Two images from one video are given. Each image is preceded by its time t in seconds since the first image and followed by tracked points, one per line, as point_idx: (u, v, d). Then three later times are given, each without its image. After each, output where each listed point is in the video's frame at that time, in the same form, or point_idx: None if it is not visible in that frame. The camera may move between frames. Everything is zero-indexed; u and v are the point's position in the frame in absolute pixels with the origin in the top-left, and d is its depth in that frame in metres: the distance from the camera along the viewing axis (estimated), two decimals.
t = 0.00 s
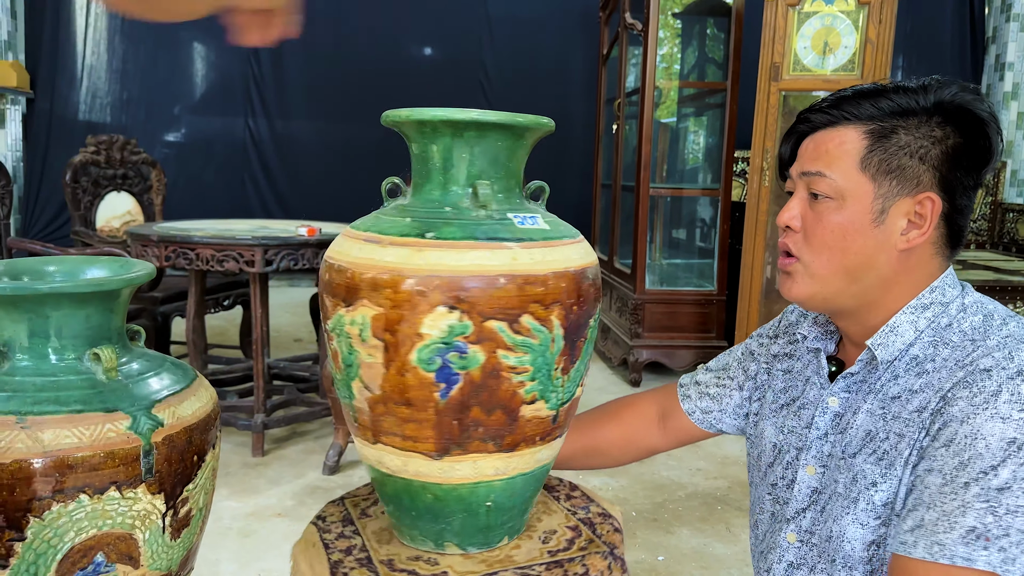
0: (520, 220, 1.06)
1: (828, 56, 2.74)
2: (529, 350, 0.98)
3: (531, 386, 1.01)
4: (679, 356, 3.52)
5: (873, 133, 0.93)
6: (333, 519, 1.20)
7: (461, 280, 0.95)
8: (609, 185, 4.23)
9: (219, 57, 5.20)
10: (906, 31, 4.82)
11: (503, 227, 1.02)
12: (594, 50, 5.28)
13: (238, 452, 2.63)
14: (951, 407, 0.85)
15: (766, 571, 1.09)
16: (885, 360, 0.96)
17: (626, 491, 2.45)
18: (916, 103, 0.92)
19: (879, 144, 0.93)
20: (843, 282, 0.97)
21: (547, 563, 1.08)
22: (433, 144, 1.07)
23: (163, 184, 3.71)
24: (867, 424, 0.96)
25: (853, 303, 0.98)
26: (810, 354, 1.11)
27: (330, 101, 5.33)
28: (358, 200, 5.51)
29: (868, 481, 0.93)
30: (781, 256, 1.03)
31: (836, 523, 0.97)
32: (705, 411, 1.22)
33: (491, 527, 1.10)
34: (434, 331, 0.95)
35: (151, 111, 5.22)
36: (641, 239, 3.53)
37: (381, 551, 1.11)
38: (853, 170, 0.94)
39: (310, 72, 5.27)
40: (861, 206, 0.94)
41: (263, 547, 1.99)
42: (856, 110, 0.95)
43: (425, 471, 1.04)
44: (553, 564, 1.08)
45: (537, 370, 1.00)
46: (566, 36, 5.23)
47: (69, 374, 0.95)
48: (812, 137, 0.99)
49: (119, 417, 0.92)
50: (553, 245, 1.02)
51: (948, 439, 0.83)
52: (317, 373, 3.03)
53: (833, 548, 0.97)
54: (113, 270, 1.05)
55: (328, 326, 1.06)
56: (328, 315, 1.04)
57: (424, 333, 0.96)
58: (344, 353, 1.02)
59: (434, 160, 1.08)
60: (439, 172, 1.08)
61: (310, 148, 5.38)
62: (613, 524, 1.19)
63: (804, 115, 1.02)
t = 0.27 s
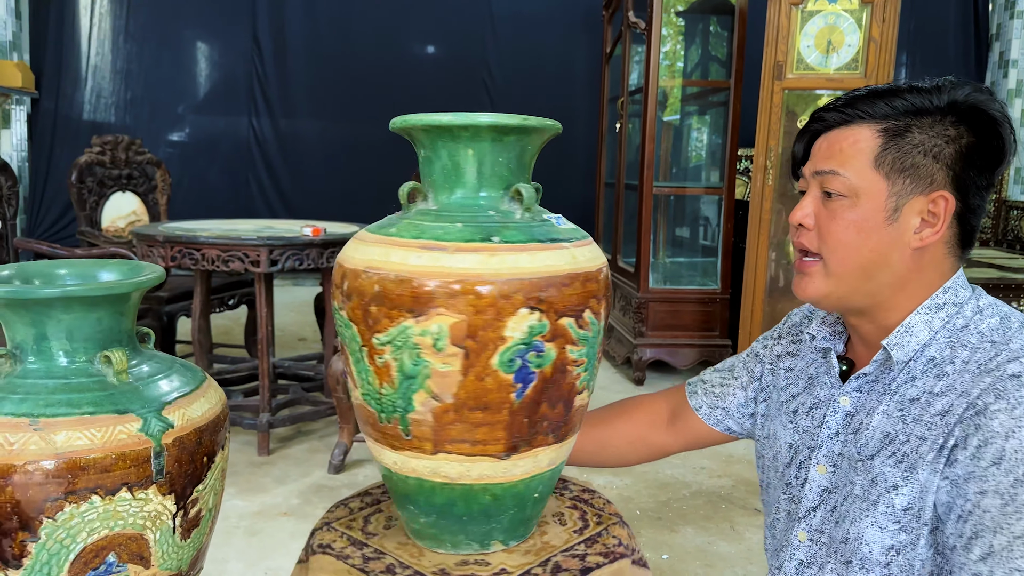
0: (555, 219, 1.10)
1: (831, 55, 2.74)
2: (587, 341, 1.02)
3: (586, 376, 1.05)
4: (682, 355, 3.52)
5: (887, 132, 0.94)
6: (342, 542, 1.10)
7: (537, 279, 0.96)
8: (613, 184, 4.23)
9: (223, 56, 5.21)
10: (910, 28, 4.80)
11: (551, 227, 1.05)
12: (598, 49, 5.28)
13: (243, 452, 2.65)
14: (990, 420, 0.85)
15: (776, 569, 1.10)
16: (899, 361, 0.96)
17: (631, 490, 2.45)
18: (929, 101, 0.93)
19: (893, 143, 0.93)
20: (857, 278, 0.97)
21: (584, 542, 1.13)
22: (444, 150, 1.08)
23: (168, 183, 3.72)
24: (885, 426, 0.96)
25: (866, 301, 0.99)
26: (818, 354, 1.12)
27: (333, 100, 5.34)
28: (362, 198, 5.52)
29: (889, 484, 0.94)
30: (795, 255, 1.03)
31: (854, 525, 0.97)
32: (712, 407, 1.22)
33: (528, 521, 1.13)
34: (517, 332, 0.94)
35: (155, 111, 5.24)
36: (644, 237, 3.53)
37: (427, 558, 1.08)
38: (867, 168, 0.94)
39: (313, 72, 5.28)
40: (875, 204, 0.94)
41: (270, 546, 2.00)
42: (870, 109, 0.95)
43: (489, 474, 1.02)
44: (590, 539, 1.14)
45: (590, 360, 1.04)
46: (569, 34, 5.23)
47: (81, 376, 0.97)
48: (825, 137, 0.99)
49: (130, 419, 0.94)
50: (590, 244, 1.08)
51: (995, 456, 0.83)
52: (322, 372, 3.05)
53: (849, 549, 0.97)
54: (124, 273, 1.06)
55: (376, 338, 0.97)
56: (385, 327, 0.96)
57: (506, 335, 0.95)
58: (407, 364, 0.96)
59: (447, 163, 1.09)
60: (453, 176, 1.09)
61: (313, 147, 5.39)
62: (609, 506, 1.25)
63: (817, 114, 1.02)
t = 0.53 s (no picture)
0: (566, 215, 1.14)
1: (834, 52, 2.74)
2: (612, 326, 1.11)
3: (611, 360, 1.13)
4: (685, 352, 3.53)
5: (896, 133, 0.93)
6: (372, 559, 1.07)
7: (588, 273, 1.03)
8: (616, 181, 4.23)
9: (226, 54, 5.23)
10: (913, 24, 4.80)
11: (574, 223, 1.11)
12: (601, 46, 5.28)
13: (249, 449, 2.66)
14: (1006, 427, 0.82)
15: (784, 563, 1.12)
16: (914, 362, 0.97)
17: (635, 487, 2.46)
18: (938, 100, 0.92)
19: (902, 143, 0.93)
20: (870, 279, 0.97)
21: (596, 517, 1.23)
22: (452, 150, 1.09)
23: (173, 182, 3.74)
24: (897, 426, 0.96)
25: (879, 301, 0.99)
26: (834, 352, 1.13)
27: (337, 99, 5.35)
28: (365, 196, 5.53)
29: (899, 485, 0.94)
30: (807, 256, 1.04)
31: (864, 524, 0.97)
32: (736, 415, 1.24)
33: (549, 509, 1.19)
34: (579, 323, 1.02)
35: (160, 110, 5.26)
36: (647, 235, 3.54)
37: (473, 555, 1.11)
38: (877, 170, 0.94)
39: (316, 70, 5.29)
40: (887, 204, 0.94)
41: (276, 542, 2.02)
42: (879, 110, 0.95)
43: (541, 463, 1.08)
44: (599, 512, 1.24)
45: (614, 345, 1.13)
46: (572, 32, 5.23)
47: (93, 374, 0.98)
48: (835, 138, 0.99)
49: (141, 416, 0.95)
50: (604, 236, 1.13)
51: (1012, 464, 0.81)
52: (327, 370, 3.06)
53: (858, 548, 0.98)
54: (133, 272, 1.08)
55: (442, 341, 0.98)
56: (455, 329, 0.97)
57: (571, 326, 1.01)
58: (478, 363, 0.98)
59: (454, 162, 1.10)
60: (460, 175, 1.10)
61: (317, 146, 5.40)
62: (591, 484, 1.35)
63: (827, 115, 1.02)
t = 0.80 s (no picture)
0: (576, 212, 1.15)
1: (837, 48, 2.74)
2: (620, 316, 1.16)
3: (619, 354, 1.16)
4: (689, 348, 3.53)
5: (895, 132, 0.93)
6: (398, 565, 1.06)
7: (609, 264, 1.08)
8: (619, 178, 4.23)
9: (229, 52, 5.23)
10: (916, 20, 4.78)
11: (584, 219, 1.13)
12: (604, 42, 5.27)
13: (254, 445, 2.68)
14: (1015, 426, 0.82)
15: (787, 556, 1.12)
16: (923, 360, 0.97)
17: (638, 483, 2.47)
18: (935, 98, 0.92)
19: (902, 142, 0.93)
20: (876, 280, 0.97)
21: (596, 503, 1.27)
22: (460, 151, 1.10)
23: (177, 180, 3.75)
24: (904, 423, 0.96)
25: (887, 301, 0.99)
26: (843, 346, 1.14)
27: (340, 96, 5.35)
28: (368, 194, 5.54)
29: (906, 482, 0.94)
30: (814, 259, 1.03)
31: (871, 520, 0.97)
32: (746, 412, 1.24)
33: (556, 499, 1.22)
34: (604, 314, 1.07)
35: (163, 108, 5.27)
36: (651, 231, 3.54)
37: (500, 552, 1.12)
38: (876, 170, 0.94)
39: (319, 67, 5.29)
40: (889, 205, 0.94)
41: (282, 539, 2.03)
42: (876, 110, 0.95)
43: (565, 454, 1.12)
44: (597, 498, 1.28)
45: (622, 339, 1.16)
46: (575, 28, 5.23)
47: (101, 372, 0.99)
48: (835, 141, 0.98)
49: (148, 414, 0.96)
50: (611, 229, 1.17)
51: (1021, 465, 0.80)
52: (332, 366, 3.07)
53: (864, 544, 0.98)
54: (139, 270, 1.09)
55: (482, 339, 0.99)
56: (497, 326, 0.98)
57: (600, 317, 1.06)
58: (519, 359, 1.00)
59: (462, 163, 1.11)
60: (469, 175, 1.11)
61: (320, 143, 5.41)
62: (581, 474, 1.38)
63: (826, 118, 1.02)
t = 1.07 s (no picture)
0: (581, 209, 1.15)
1: (842, 45, 2.73)
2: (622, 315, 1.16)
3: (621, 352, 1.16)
4: (694, 345, 3.53)
5: (886, 135, 0.93)
6: (399, 558, 1.06)
7: (610, 263, 1.08)
8: (624, 174, 4.23)
9: (233, 50, 5.24)
10: (921, 15, 4.76)
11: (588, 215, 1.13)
12: (608, 39, 5.26)
13: (259, 443, 2.69)
14: (1017, 421, 0.82)
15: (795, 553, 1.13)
16: (931, 359, 0.96)
17: (643, 480, 2.47)
18: (924, 97, 0.92)
19: (893, 145, 0.92)
20: (877, 283, 0.95)
21: (602, 502, 1.26)
22: (462, 149, 1.10)
23: (182, 178, 3.76)
24: (910, 421, 0.96)
25: (893, 302, 0.97)
26: (850, 344, 1.13)
27: (344, 93, 5.36)
28: (372, 191, 5.54)
29: (910, 479, 0.94)
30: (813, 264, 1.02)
31: (876, 517, 0.98)
32: (757, 412, 1.25)
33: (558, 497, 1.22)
34: (604, 311, 1.06)
35: (168, 106, 5.28)
36: (655, 228, 3.53)
37: (500, 548, 1.12)
38: (870, 175, 0.93)
39: (323, 65, 5.29)
40: (885, 209, 0.93)
41: (287, 535, 2.04)
42: (866, 115, 0.95)
43: (565, 451, 1.12)
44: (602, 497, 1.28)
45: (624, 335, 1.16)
46: (579, 24, 5.22)
47: (110, 369, 0.99)
48: (829, 148, 0.98)
49: (156, 411, 0.96)
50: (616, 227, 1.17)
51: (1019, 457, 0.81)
52: (336, 364, 3.08)
53: (870, 541, 0.99)
54: (146, 268, 1.09)
55: (479, 336, 0.99)
56: (493, 323, 0.99)
57: (599, 315, 1.06)
58: (516, 356, 1.00)
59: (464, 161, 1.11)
60: (470, 172, 1.11)
61: (324, 141, 5.41)
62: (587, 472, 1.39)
63: (819, 126, 1.03)
